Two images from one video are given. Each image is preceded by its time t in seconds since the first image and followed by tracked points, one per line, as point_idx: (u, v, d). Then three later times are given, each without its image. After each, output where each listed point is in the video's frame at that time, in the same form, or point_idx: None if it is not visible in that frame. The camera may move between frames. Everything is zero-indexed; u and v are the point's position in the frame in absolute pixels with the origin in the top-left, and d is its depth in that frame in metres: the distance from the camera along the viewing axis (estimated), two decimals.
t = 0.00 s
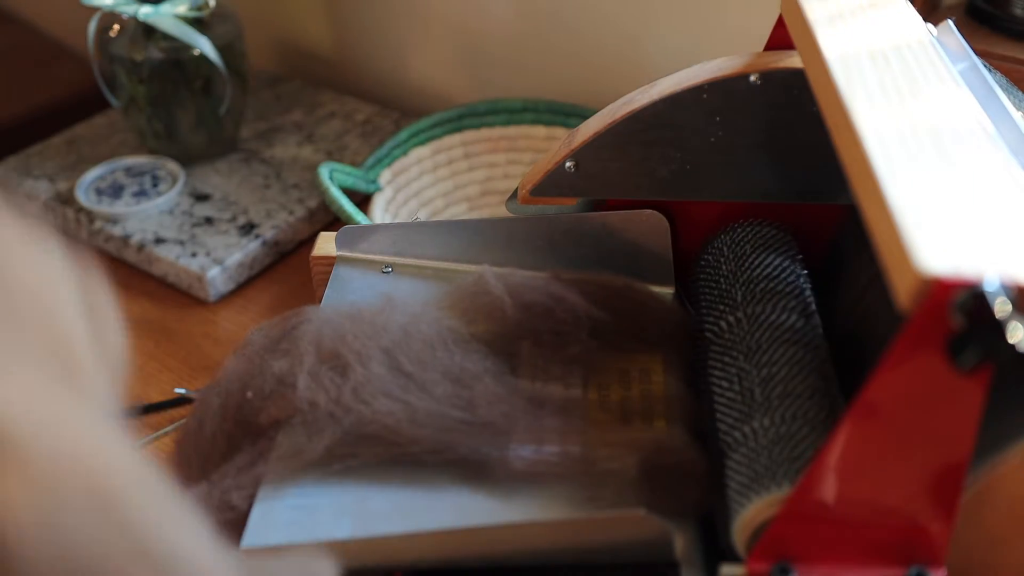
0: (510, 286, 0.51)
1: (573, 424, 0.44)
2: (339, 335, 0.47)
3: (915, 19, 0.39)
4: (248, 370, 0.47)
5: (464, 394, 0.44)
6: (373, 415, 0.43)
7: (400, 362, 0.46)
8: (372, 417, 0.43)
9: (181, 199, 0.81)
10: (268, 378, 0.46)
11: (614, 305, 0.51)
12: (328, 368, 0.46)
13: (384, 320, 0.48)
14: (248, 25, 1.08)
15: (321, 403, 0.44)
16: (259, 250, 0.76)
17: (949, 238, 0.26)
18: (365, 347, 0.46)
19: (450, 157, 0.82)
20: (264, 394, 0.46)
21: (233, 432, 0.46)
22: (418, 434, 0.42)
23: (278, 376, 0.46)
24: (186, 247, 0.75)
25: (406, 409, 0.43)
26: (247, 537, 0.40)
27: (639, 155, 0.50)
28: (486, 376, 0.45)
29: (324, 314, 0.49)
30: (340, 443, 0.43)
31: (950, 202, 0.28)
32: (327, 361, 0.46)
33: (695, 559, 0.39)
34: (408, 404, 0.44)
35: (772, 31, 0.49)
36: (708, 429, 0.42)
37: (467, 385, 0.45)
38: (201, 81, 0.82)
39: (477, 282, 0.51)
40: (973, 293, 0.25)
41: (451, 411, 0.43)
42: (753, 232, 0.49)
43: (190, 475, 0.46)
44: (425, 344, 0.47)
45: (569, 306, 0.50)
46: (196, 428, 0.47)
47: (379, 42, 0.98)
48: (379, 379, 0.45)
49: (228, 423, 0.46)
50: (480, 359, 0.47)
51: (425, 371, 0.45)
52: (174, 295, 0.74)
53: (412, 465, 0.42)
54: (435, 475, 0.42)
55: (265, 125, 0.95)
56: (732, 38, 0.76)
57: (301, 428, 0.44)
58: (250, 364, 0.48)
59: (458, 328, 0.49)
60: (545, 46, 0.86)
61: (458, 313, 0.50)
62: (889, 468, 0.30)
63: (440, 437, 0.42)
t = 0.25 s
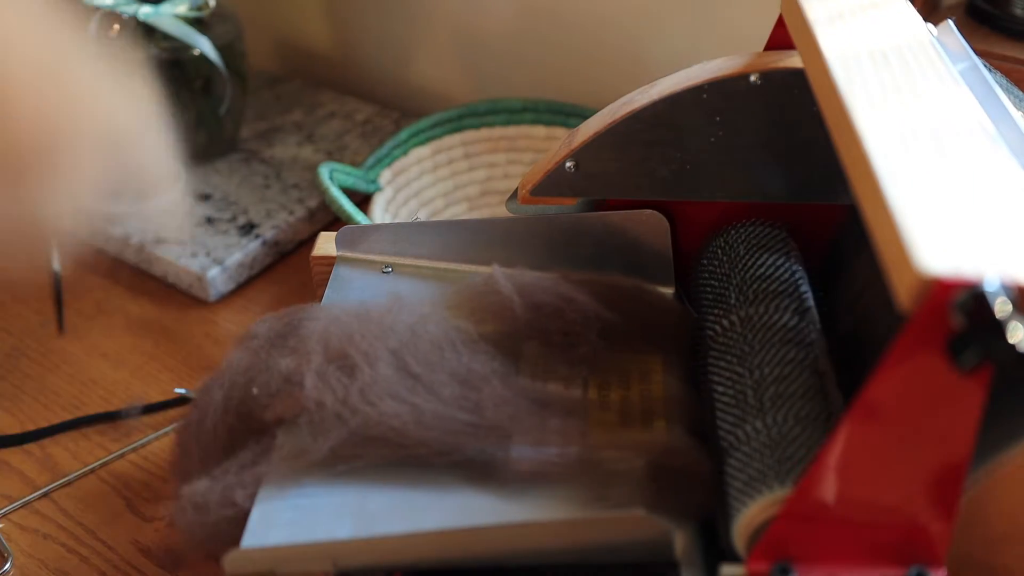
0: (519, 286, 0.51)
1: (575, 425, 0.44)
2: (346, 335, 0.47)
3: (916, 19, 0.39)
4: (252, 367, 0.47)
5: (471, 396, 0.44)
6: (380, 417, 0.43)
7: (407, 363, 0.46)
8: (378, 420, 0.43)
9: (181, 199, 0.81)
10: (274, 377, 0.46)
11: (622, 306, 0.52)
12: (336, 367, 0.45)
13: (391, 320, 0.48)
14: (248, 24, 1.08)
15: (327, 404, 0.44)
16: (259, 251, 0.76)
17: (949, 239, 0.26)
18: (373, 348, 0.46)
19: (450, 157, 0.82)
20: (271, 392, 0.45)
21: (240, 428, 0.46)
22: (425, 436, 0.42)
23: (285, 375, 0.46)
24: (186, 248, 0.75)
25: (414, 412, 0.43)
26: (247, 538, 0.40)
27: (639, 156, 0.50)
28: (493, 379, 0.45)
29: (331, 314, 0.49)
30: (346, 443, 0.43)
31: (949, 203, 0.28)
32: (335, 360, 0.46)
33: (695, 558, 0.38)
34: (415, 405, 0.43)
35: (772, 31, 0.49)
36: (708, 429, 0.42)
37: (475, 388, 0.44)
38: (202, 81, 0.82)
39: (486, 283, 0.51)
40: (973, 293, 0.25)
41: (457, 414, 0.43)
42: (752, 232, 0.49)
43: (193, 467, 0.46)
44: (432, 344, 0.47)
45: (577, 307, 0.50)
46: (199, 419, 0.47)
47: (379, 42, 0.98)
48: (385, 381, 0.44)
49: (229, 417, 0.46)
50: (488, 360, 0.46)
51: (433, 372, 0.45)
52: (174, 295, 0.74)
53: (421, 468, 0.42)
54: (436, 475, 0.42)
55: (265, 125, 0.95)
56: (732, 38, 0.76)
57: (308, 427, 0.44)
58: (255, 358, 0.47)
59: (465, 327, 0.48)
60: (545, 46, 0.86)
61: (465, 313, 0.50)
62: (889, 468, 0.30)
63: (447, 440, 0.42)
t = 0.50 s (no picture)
0: (528, 285, 0.50)
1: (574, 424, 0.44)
2: (353, 334, 0.47)
3: (915, 19, 0.39)
4: (258, 365, 0.47)
5: (480, 398, 0.44)
6: (387, 419, 0.43)
7: (416, 363, 0.45)
8: (385, 421, 0.43)
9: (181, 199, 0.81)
10: (282, 372, 0.46)
11: (629, 306, 0.51)
12: (344, 367, 0.45)
13: (400, 318, 0.48)
14: (248, 24, 1.08)
15: (334, 403, 0.44)
16: (259, 250, 0.76)
17: (948, 239, 0.26)
18: (382, 348, 0.46)
19: (449, 157, 0.82)
20: (280, 388, 0.46)
21: (247, 425, 0.46)
22: (431, 439, 0.42)
23: (293, 372, 0.46)
24: (186, 247, 0.75)
25: (421, 415, 0.43)
26: (247, 536, 0.39)
27: (639, 156, 0.50)
28: (501, 379, 0.45)
29: (343, 315, 0.48)
30: (352, 445, 0.43)
31: (949, 203, 0.28)
32: (343, 360, 0.46)
33: (695, 556, 0.38)
34: (422, 407, 0.43)
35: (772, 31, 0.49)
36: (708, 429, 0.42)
37: (482, 389, 0.45)
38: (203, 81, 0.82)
39: (496, 283, 0.51)
40: (972, 293, 0.25)
41: (465, 416, 0.43)
42: (752, 232, 0.49)
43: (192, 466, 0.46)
44: (440, 345, 0.47)
45: (588, 307, 0.50)
46: (202, 408, 0.47)
47: (379, 42, 0.98)
48: (394, 382, 0.44)
49: (229, 413, 0.46)
50: (496, 361, 0.46)
51: (441, 372, 0.45)
52: (174, 295, 0.74)
53: (427, 469, 0.42)
54: (436, 475, 0.42)
55: (265, 125, 0.95)
56: (731, 38, 0.76)
57: (314, 428, 0.44)
58: (256, 358, 0.47)
59: (473, 327, 0.48)
60: (544, 46, 0.86)
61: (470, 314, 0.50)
62: (889, 468, 0.30)
63: (454, 442, 0.42)
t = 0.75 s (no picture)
0: (537, 285, 0.51)
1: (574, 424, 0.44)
2: (368, 333, 0.47)
3: (915, 19, 0.39)
4: (267, 361, 0.47)
5: (490, 401, 0.45)
6: (396, 421, 0.43)
7: (426, 363, 0.46)
8: (395, 422, 0.43)
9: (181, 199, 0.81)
10: (294, 368, 0.46)
11: (635, 305, 0.52)
12: (357, 365, 0.46)
13: (413, 318, 0.49)
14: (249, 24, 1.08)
15: (345, 403, 0.44)
16: (259, 250, 0.76)
17: (949, 239, 0.26)
18: (393, 347, 0.47)
19: (449, 157, 0.82)
20: (292, 385, 0.46)
21: (254, 418, 0.47)
22: (440, 441, 0.43)
23: (305, 368, 0.46)
24: (186, 247, 0.75)
25: (431, 418, 0.43)
26: (246, 537, 0.39)
27: (639, 155, 0.50)
28: (510, 384, 0.46)
29: (356, 312, 0.49)
30: (360, 445, 0.43)
31: (949, 203, 0.28)
32: (356, 358, 0.47)
33: (694, 556, 0.38)
34: (433, 410, 0.44)
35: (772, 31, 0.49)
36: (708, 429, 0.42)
37: (493, 394, 0.45)
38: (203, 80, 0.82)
39: (506, 282, 0.51)
40: (973, 293, 0.25)
41: (475, 420, 0.43)
42: (752, 232, 0.49)
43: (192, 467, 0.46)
44: (451, 345, 0.48)
45: (598, 308, 0.51)
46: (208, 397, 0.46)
47: (379, 42, 0.98)
48: (404, 382, 0.45)
49: (229, 413, 0.46)
50: (505, 361, 0.47)
51: (451, 374, 0.46)
52: (174, 295, 0.74)
53: (434, 469, 0.42)
54: (437, 475, 0.42)
55: (265, 124, 0.95)
56: (731, 38, 0.76)
57: (323, 427, 0.44)
58: (257, 359, 0.47)
59: (484, 326, 0.49)
60: (544, 46, 0.86)
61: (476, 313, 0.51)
62: (889, 468, 0.30)
63: (463, 445, 0.43)
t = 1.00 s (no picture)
0: (553, 284, 0.50)
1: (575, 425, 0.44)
2: (381, 332, 0.47)
3: (915, 19, 0.39)
4: (278, 356, 0.46)
5: (502, 402, 0.44)
6: (410, 421, 0.43)
7: (440, 363, 0.45)
8: (407, 423, 0.43)
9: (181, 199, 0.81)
10: (308, 367, 0.46)
11: (647, 306, 0.51)
12: (370, 365, 0.45)
13: (427, 317, 0.48)
14: (248, 24, 1.08)
15: (359, 402, 0.44)
16: (260, 250, 0.76)
17: (948, 239, 0.26)
18: (406, 348, 0.46)
19: (449, 157, 0.82)
20: (305, 385, 0.45)
21: (261, 412, 0.46)
22: (454, 443, 0.42)
23: (318, 368, 0.46)
24: (186, 247, 0.75)
25: (443, 418, 0.43)
26: (246, 537, 0.39)
27: (639, 155, 0.50)
28: (528, 384, 0.45)
29: (368, 309, 0.49)
30: (374, 444, 0.43)
31: (949, 203, 0.28)
32: (370, 358, 0.46)
33: (695, 555, 0.38)
34: (445, 411, 0.43)
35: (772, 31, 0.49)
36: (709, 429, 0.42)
37: (507, 393, 0.44)
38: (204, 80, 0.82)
39: (520, 280, 0.51)
40: (973, 293, 0.25)
41: (488, 420, 0.43)
42: (752, 231, 0.49)
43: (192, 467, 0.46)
44: (465, 347, 0.47)
45: (613, 309, 0.50)
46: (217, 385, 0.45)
47: (378, 43, 0.98)
48: (419, 382, 0.44)
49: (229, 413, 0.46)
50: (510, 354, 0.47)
51: (465, 374, 0.45)
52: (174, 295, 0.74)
53: (443, 472, 0.42)
54: (437, 476, 0.42)
55: (265, 125, 0.95)
56: (731, 38, 0.76)
57: (337, 426, 0.44)
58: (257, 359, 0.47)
59: (497, 326, 0.48)
60: (543, 46, 0.87)
61: (485, 310, 0.50)
62: (890, 468, 0.30)
63: (476, 447, 0.42)
